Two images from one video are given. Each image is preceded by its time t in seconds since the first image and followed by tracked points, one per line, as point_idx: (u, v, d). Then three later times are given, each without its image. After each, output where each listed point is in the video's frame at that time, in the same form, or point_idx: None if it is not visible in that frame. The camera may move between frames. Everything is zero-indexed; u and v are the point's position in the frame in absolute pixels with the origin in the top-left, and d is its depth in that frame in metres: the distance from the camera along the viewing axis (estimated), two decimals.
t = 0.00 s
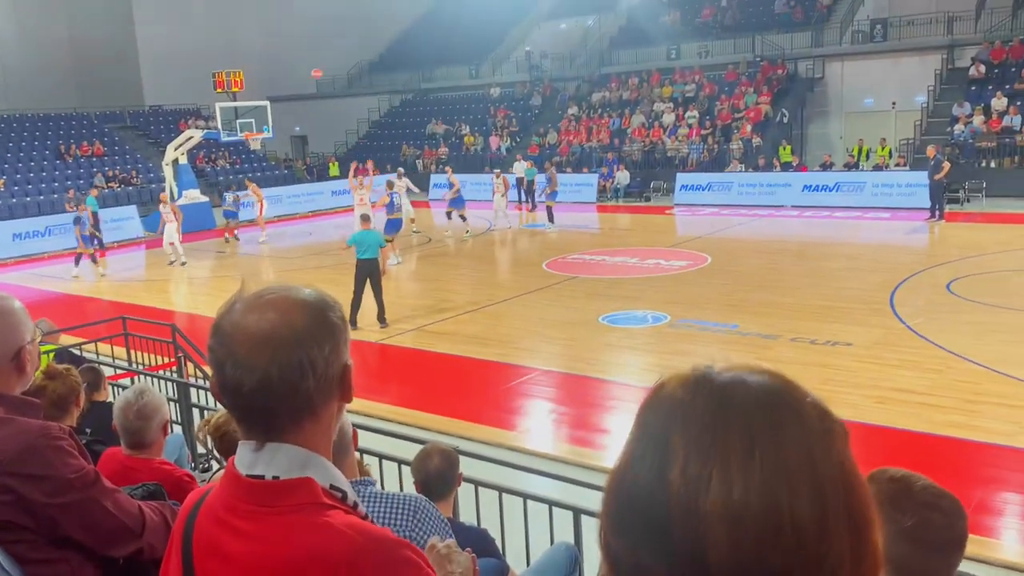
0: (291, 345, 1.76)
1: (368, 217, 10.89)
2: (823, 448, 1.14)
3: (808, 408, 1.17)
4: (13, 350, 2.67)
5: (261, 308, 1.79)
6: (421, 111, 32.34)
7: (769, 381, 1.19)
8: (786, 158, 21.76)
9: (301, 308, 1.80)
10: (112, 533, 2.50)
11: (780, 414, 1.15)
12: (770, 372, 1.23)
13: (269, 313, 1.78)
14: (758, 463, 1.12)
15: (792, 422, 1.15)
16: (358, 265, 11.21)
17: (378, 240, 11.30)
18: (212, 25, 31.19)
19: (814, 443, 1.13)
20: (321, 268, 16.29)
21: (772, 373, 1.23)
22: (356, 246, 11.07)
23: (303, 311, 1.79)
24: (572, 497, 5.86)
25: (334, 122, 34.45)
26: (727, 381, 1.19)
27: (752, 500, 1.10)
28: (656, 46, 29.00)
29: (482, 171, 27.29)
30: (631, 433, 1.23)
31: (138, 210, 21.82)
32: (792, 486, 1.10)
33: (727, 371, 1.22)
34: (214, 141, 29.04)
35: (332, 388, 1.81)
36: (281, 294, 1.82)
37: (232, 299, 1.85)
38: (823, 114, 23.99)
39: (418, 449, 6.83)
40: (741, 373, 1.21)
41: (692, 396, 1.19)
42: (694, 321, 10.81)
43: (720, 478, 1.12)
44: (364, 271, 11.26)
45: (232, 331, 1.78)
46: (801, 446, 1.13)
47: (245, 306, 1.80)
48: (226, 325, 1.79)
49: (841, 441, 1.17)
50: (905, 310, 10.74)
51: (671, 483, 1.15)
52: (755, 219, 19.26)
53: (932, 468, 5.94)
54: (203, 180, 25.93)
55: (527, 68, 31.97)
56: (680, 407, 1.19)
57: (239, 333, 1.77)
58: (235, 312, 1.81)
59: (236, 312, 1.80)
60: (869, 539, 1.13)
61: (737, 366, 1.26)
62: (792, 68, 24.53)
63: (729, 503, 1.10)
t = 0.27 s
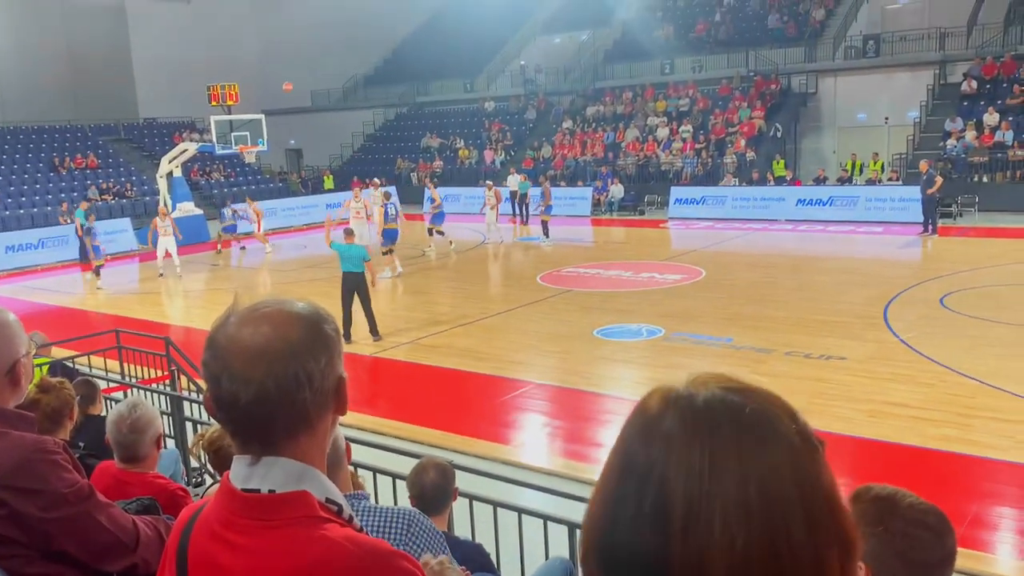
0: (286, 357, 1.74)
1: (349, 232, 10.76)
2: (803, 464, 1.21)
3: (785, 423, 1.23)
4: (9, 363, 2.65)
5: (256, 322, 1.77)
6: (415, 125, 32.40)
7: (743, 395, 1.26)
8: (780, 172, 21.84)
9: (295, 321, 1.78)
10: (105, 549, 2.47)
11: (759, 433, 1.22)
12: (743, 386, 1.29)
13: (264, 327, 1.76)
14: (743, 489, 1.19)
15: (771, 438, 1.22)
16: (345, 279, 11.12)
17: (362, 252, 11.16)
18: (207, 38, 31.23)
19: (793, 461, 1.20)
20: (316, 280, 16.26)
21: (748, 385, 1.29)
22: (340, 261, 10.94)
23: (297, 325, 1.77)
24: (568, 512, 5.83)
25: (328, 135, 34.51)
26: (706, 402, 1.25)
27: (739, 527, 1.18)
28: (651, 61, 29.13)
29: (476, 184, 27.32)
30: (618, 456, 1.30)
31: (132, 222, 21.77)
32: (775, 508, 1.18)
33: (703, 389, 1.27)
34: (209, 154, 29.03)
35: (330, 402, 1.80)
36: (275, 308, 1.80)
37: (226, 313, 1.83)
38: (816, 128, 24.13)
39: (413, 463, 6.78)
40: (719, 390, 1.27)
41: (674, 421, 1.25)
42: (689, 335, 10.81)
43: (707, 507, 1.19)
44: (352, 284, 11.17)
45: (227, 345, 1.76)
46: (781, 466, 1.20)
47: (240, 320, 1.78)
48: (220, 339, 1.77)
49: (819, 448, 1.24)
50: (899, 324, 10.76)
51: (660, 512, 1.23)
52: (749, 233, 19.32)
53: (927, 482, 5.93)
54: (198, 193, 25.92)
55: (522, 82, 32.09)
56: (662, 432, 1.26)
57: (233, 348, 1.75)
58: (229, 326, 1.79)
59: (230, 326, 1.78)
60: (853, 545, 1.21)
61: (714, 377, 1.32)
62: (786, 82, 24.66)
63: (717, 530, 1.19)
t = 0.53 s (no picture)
0: (275, 369, 1.71)
1: (340, 244, 10.67)
2: (778, 476, 1.22)
3: (759, 436, 1.24)
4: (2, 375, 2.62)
5: (246, 333, 1.75)
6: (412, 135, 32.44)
7: (716, 408, 1.26)
8: (777, 181, 21.89)
9: (285, 333, 1.76)
10: (99, 563, 2.44)
11: (733, 448, 1.23)
12: (716, 395, 1.29)
13: (254, 339, 1.73)
14: (722, 508, 1.20)
15: (746, 453, 1.22)
16: (337, 291, 11.05)
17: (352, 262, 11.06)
18: (204, 49, 31.27)
19: (768, 474, 1.21)
20: (312, 291, 16.23)
21: (720, 393, 1.30)
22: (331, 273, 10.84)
23: (287, 335, 1.75)
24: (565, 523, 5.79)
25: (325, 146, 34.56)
26: (681, 419, 1.25)
27: (721, 547, 1.20)
28: (647, 71, 29.21)
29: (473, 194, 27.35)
30: (600, 475, 1.32)
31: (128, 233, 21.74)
32: (756, 525, 1.20)
33: (674, 404, 1.28)
34: (206, 165, 29.03)
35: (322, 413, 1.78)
36: (265, 319, 1.78)
37: (215, 325, 1.81)
38: (812, 138, 24.22)
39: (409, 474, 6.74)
40: (692, 403, 1.27)
41: (651, 440, 1.27)
42: (686, 345, 10.79)
43: (688, 528, 1.21)
44: (343, 296, 11.10)
45: (216, 358, 1.74)
46: (756, 480, 1.21)
47: (230, 332, 1.76)
48: (209, 352, 1.75)
49: (793, 456, 1.25)
50: (895, 334, 10.75)
51: (642, 534, 1.26)
52: (745, 242, 19.35)
53: (925, 492, 5.89)
54: (195, 204, 25.92)
55: (519, 92, 32.15)
56: (640, 452, 1.27)
57: (222, 360, 1.73)
58: (219, 338, 1.76)
59: (220, 337, 1.76)
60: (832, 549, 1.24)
61: (688, 387, 1.32)
62: (781, 92, 24.74)
63: (700, 550, 1.21)
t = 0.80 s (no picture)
0: (273, 371, 1.71)
1: (340, 250, 10.68)
2: (773, 471, 1.22)
3: (751, 434, 1.24)
4: None
5: (245, 335, 1.75)
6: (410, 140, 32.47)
7: (708, 406, 1.26)
8: (775, 185, 21.93)
9: (284, 335, 1.76)
10: (97, 568, 2.43)
11: (728, 447, 1.22)
12: (706, 394, 1.28)
13: (253, 341, 1.73)
14: (720, 508, 1.19)
15: (739, 451, 1.22)
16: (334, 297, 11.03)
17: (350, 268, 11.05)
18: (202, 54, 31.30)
19: (763, 472, 1.21)
20: (311, 296, 16.23)
21: (711, 393, 1.29)
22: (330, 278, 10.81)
23: (285, 338, 1.75)
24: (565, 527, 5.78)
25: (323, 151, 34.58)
26: (673, 419, 1.24)
27: (722, 548, 1.19)
28: (644, 75, 29.26)
29: (471, 199, 27.37)
30: (596, 484, 1.30)
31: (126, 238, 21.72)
32: (755, 525, 1.19)
33: (665, 406, 1.27)
34: (203, 170, 29.02)
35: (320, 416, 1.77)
36: (263, 322, 1.78)
37: (213, 328, 1.81)
38: (809, 141, 24.27)
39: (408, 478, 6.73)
40: (682, 404, 1.27)
41: (646, 444, 1.25)
42: (684, 348, 10.79)
43: (688, 531, 1.21)
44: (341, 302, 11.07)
45: (214, 362, 1.74)
46: (751, 479, 1.20)
47: (228, 334, 1.76)
48: (207, 355, 1.75)
49: (785, 452, 1.25)
50: (893, 336, 10.76)
51: (644, 539, 1.24)
52: (743, 246, 19.37)
53: (923, 494, 5.90)
54: (192, 210, 25.93)
55: (516, 97, 32.21)
56: (636, 457, 1.26)
57: (220, 363, 1.73)
58: (217, 341, 1.76)
59: (218, 340, 1.76)
60: (830, 542, 1.24)
61: (675, 387, 1.32)
62: (778, 96, 24.78)
63: (701, 554, 1.20)
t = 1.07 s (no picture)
0: (271, 370, 1.71)
1: (342, 249, 10.64)
2: (775, 468, 1.19)
3: (751, 432, 1.21)
4: None
5: (242, 334, 1.75)
6: (407, 139, 32.44)
7: (706, 405, 1.22)
8: (772, 183, 21.94)
9: (282, 334, 1.76)
10: (95, 568, 2.43)
11: (728, 446, 1.19)
12: (702, 393, 1.26)
13: (251, 340, 1.74)
14: (723, 508, 1.16)
15: (740, 449, 1.19)
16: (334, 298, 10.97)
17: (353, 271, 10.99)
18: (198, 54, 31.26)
19: (763, 470, 1.18)
20: (308, 296, 16.22)
21: (709, 392, 1.26)
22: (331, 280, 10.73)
23: (283, 338, 1.75)
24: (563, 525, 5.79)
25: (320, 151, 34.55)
26: (671, 420, 1.21)
27: (726, 550, 1.15)
28: (641, 74, 29.26)
29: (468, 198, 27.39)
30: (596, 488, 1.25)
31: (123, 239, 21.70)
32: (759, 525, 1.16)
33: (664, 405, 1.23)
34: (200, 170, 28.99)
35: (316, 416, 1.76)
36: (261, 322, 1.78)
37: (211, 328, 1.81)
38: (806, 139, 24.33)
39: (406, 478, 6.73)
40: (680, 403, 1.23)
41: (646, 446, 1.21)
42: (681, 347, 10.80)
43: (694, 534, 1.16)
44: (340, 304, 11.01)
45: (212, 361, 1.74)
46: (753, 477, 1.17)
47: (226, 333, 1.76)
48: (205, 354, 1.75)
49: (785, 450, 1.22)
50: (890, 334, 10.78)
51: (647, 544, 1.18)
52: (740, 244, 19.39)
53: (921, 491, 5.91)
54: (189, 210, 25.91)
55: (513, 96, 32.23)
56: (637, 460, 1.21)
57: (217, 362, 1.73)
58: (214, 340, 1.77)
59: (216, 339, 1.76)
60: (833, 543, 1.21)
61: (671, 387, 1.29)
62: (775, 94, 24.81)
63: (707, 556, 1.16)
